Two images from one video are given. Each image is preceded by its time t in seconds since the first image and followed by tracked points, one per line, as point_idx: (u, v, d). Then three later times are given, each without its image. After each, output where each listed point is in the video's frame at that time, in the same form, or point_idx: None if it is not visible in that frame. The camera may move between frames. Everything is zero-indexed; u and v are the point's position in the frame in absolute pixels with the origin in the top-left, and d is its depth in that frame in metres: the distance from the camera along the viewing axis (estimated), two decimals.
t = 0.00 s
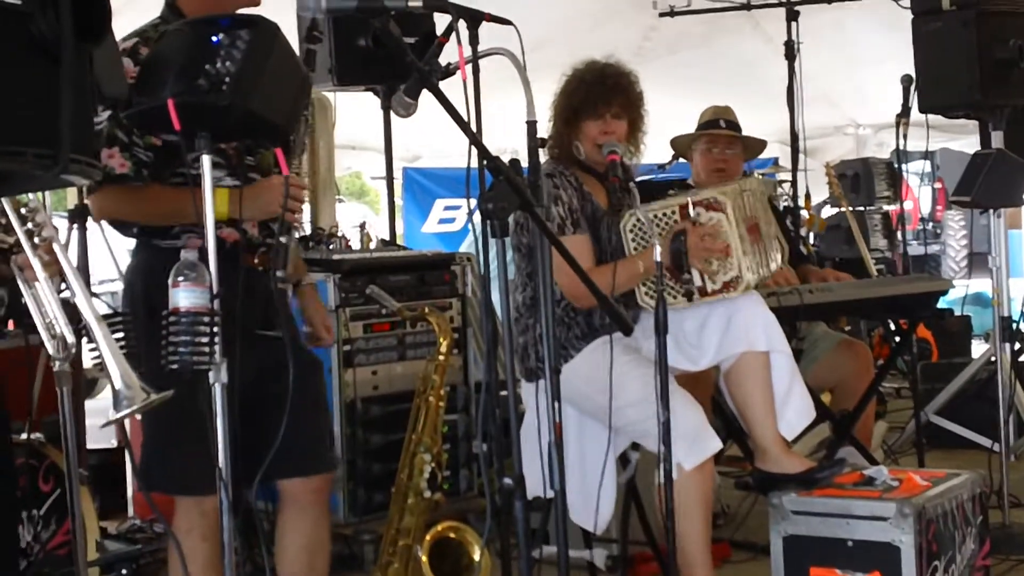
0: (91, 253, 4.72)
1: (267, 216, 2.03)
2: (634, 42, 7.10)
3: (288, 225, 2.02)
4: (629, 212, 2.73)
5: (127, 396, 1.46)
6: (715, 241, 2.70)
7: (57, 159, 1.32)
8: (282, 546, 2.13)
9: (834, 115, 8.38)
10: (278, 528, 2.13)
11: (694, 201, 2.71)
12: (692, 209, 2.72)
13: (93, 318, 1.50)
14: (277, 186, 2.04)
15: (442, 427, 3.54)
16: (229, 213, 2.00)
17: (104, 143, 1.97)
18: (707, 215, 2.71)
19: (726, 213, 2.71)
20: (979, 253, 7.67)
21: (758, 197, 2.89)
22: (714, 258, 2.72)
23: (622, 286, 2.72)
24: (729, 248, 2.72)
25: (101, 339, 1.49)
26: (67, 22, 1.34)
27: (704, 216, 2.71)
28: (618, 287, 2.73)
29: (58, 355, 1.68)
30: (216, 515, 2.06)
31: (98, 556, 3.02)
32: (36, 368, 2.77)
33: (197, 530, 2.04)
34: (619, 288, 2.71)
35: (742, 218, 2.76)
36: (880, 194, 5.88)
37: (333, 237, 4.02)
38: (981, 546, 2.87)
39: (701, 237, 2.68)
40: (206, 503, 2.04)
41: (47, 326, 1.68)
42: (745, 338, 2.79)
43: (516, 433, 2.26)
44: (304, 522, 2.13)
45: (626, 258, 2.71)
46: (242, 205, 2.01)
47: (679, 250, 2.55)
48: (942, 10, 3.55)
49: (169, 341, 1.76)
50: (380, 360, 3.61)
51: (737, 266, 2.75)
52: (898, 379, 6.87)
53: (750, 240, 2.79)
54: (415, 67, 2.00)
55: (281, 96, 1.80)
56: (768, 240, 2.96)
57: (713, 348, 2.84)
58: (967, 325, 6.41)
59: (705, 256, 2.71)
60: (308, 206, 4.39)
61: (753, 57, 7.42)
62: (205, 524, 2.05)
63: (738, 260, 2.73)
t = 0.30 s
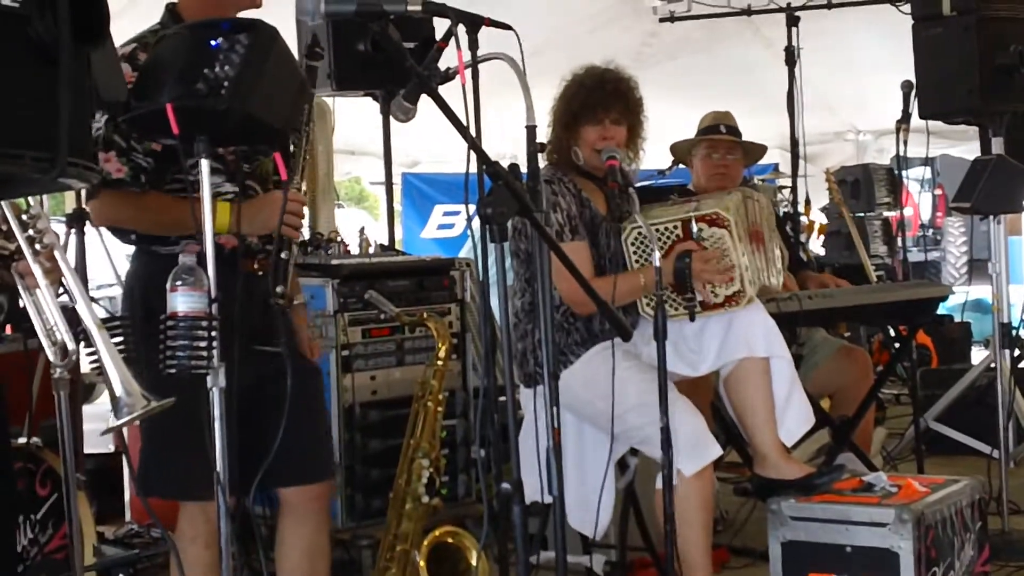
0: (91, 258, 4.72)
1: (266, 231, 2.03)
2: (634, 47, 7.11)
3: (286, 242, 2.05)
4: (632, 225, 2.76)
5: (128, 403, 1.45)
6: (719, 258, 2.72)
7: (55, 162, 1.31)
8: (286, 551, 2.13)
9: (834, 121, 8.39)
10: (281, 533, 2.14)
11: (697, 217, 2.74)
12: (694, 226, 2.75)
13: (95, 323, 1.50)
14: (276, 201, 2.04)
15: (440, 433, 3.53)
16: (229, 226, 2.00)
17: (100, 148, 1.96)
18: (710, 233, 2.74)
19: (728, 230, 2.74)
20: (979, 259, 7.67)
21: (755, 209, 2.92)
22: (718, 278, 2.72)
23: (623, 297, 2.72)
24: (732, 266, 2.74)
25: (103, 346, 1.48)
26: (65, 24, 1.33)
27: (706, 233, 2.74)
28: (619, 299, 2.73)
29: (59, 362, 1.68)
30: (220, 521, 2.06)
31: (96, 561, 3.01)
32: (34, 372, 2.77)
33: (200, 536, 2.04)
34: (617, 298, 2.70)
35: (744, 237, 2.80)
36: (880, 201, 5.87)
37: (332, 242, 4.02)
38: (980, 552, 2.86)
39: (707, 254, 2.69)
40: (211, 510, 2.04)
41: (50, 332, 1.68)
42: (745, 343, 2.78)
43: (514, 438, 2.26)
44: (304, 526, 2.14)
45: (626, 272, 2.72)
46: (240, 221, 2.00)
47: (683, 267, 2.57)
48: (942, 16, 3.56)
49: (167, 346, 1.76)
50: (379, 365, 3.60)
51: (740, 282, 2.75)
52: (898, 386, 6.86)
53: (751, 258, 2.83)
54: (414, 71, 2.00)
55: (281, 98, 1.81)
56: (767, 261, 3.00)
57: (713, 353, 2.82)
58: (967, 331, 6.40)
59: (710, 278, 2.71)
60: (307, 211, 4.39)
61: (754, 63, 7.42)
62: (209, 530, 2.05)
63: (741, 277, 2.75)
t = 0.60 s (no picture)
0: (88, 258, 4.72)
1: (267, 219, 2.01)
2: (631, 49, 7.11)
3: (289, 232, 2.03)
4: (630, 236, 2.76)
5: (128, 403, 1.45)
6: (716, 273, 2.71)
7: (54, 162, 1.31)
8: (276, 552, 2.12)
9: (831, 124, 8.39)
10: (272, 532, 2.13)
11: (694, 231, 2.74)
12: (693, 239, 2.74)
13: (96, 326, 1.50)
14: (276, 193, 2.02)
15: (437, 433, 3.54)
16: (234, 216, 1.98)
17: (105, 147, 1.99)
18: (707, 247, 2.73)
19: (726, 244, 2.72)
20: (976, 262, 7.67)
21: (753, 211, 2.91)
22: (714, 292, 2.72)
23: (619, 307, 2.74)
24: (729, 279, 2.73)
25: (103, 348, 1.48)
26: (65, 25, 1.33)
27: (704, 247, 2.73)
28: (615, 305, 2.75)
29: (60, 362, 1.69)
30: (212, 519, 2.06)
31: (93, 561, 3.01)
32: (32, 374, 2.77)
33: (192, 534, 2.04)
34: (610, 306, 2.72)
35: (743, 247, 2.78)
36: (877, 203, 5.88)
37: (330, 244, 4.02)
38: (977, 554, 2.87)
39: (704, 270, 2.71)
40: (202, 508, 2.04)
41: (49, 332, 1.69)
42: (742, 345, 2.78)
43: (511, 439, 2.26)
44: (296, 528, 2.13)
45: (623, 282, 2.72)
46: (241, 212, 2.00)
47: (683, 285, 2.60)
48: (939, 18, 3.56)
49: (164, 346, 1.76)
50: (376, 366, 3.60)
51: (738, 292, 2.74)
52: (894, 388, 6.87)
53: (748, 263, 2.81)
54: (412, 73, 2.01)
55: (279, 99, 1.81)
56: (763, 263, 3.00)
57: (709, 356, 2.83)
58: (964, 333, 6.41)
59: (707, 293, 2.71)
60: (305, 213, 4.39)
61: (751, 65, 7.43)
62: (201, 530, 2.05)
63: (738, 288, 2.74)
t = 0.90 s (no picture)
0: (89, 260, 4.73)
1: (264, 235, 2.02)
2: (631, 51, 7.12)
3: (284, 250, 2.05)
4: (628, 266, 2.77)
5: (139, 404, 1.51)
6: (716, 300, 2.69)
7: (54, 165, 1.32)
8: (284, 553, 2.13)
9: (831, 125, 8.40)
10: (276, 535, 2.13)
11: (692, 257, 2.70)
12: (692, 266, 2.71)
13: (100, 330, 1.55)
14: (273, 210, 2.03)
15: (438, 435, 3.54)
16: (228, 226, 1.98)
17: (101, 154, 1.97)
18: (706, 272, 2.70)
19: (726, 271, 2.68)
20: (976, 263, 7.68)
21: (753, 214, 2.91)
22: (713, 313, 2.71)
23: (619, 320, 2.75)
24: (728, 300, 2.71)
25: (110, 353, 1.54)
26: (65, 28, 1.33)
27: (703, 273, 2.70)
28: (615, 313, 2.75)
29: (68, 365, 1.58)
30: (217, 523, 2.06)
31: (93, 563, 3.01)
32: (32, 376, 2.77)
33: (197, 538, 2.04)
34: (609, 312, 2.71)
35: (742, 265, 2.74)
36: (878, 205, 5.88)
37: (330, 246, 4.02)
38: (978, 555, 2.87)
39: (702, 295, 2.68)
40: (206, 512, 2.04)
41: (54, 333, 1.57)
42: (742, 348, 2.78)
43: (512, 441, 2.26)
44: (303, 529, 2.14)
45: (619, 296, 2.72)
46: (239, 227, 2.00)
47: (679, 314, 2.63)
48: (939, 20, 3.57)
49: (165, 349, 1.76)
50: (377, 368, 3.60)
51: (738, 309, 2.71)
52: (895, 390, 6.87)
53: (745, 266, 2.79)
54: (413, 74, 2.01)
55: (280, 103, 1.82)
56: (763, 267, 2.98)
57: (710, 361, 2.82)
58: (965, 334, 6.41)
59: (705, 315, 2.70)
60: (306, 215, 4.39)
61: (752, 67, 7.43)
62: (206, 534, 2.05)
63: (738, 308, 2.71)
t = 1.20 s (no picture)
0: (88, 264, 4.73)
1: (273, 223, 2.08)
2: (630, 53, 7.12)
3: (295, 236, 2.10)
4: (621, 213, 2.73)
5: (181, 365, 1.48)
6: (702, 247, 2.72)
7: (53, 168, 1.32)
8: (278, 557, 2.14)
9: (830, 128, 8.40)
10: (273, 537, 2.14)
11: (684, 204, 2.76)
12: (681, 212, 2.76)
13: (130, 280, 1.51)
14: (274, 200, 2.08)
15: (436, 438, 3.54)
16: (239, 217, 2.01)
17: (107, 148, 1.99)
18: (695, 219, 2.75)
19: (714, 219, 2.73)
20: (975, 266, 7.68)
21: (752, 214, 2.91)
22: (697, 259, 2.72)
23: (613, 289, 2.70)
24: (713, 251, 2.73)
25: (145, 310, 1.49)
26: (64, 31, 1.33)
27: (692, 219, 2.75)
28: (614, 290, 2.71)
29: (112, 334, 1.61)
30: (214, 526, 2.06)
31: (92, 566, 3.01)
32: (31, 380, 2.78)
33: (193, 541, 2.04)
34: (613, 286, 2.69)
35: (731, 232, 2.78)
36: (877, 207, 5.88)
37: (330, 249, 4.02)
38: (977, 559, 2.87)
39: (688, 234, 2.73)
40: (204, 514, 2.04)
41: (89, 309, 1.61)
42: (740, 350, 2.78)
43: (511, 444, 2.26)
44: (295, 535, 2.14)
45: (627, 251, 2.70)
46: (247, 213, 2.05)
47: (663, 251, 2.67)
48: (938, 23, 3.57)
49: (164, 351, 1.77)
50: (376, 371, 3.60)
51: (720, 270, 2.73)
52: (894, 392, 6.87)
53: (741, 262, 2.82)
54: (411, 78, 2.03)
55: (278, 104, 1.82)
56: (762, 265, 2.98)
57: (709, 359, 2.83)
58: (964, 337, 6.41)
59: (688, 254, 2.71)
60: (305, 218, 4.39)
61: (751, 69, 7.44)
62: (202, 536, 2.05)
63: (721, 263, 2.72)
